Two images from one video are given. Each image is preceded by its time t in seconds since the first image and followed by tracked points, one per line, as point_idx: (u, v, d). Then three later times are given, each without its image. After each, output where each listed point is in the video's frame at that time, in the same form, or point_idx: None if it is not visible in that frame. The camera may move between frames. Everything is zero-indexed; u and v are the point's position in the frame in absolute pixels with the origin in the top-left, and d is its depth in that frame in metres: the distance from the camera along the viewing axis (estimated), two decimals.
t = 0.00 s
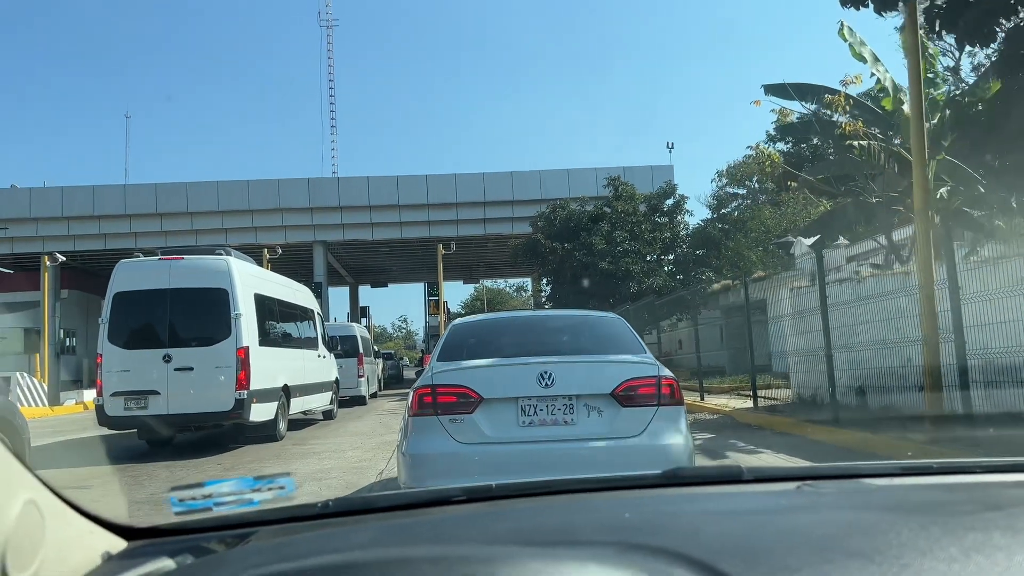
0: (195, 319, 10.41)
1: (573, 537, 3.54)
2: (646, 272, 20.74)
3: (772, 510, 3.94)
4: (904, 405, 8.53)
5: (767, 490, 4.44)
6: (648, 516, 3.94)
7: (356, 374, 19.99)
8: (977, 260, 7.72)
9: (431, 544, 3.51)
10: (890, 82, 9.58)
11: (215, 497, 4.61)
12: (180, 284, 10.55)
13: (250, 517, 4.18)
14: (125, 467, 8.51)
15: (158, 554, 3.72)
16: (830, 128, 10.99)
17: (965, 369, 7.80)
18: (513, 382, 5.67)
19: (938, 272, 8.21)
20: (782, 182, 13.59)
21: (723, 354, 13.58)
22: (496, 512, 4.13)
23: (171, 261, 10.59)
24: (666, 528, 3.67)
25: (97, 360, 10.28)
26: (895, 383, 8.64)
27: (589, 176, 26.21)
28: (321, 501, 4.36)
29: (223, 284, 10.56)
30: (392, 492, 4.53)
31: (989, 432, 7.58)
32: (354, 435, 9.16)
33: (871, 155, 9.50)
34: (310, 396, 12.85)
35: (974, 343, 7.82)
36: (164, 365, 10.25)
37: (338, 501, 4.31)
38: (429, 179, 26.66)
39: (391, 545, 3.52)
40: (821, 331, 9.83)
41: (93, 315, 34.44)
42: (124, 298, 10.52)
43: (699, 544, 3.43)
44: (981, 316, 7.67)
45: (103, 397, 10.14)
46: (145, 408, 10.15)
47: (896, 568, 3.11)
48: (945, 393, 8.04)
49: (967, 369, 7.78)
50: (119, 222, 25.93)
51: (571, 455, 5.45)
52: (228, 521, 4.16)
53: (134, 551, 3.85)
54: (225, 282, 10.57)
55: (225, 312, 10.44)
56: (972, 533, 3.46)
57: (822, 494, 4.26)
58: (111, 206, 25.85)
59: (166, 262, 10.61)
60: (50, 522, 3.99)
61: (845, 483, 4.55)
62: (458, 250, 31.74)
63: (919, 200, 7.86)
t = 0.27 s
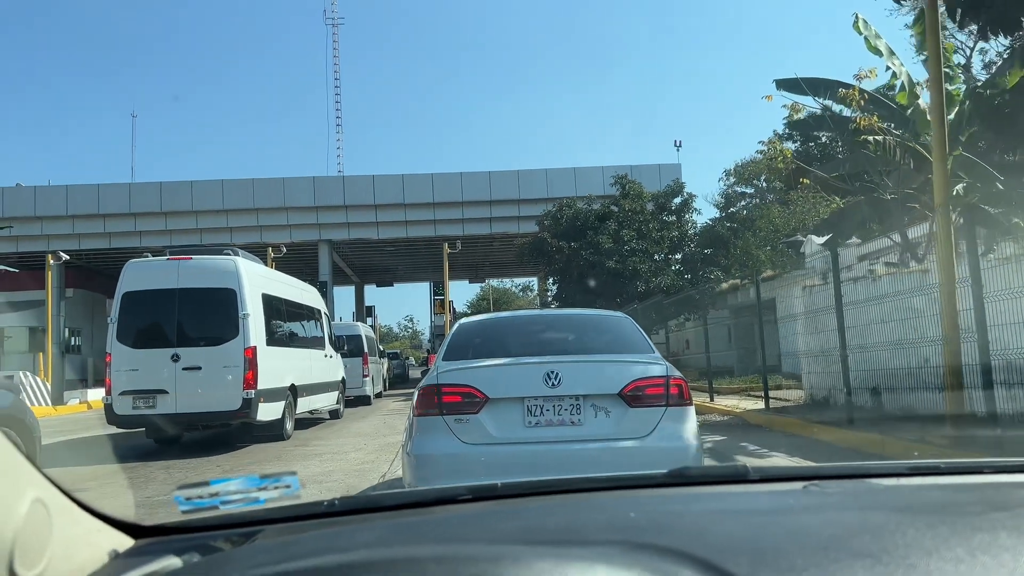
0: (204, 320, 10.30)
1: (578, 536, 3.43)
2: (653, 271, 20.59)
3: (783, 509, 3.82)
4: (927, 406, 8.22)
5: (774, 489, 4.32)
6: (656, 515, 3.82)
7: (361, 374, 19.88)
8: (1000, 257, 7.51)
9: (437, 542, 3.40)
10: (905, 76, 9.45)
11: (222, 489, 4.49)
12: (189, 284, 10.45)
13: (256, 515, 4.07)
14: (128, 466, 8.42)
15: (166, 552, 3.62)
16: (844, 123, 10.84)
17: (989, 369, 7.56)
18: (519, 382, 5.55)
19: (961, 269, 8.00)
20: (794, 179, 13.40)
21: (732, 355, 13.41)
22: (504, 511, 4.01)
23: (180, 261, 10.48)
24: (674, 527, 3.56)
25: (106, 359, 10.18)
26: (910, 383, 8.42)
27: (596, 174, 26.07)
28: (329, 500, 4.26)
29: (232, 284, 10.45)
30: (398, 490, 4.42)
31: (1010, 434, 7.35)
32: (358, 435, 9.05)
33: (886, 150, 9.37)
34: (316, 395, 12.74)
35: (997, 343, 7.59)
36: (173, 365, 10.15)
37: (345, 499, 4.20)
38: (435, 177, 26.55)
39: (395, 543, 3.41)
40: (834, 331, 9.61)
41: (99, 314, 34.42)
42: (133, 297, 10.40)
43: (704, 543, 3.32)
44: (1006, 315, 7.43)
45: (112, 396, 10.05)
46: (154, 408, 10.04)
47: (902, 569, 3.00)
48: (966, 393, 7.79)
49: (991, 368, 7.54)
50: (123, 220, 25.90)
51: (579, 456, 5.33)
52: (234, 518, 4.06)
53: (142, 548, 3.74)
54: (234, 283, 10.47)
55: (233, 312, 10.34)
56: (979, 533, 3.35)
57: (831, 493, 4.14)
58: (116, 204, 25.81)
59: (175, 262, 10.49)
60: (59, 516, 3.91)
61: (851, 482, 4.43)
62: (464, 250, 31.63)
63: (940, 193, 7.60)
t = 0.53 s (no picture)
0: (209, 320, 10.19)
1: (579, 534, 3.33)
2: (659, 271, 20.45)
3: (789, 507, 3.71)
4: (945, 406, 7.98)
5: (778, 486, 4.20)
6: (659, 513, 3.71)
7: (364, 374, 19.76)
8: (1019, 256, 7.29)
9: (437, 540, 3.29)
10: (917, 71, 9.31)
11: (223, 486, 4.30)
12: (194, 284, 10.34)
13: (256, 513, 3.96)
14: (128, 464, 8.32)
15: (168, 549, 3.51)
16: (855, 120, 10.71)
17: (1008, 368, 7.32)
18: (522, 382, 5.43)
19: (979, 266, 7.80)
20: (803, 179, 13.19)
21: (739, 355, 13.23)
22: (506, 509, 3.90)
23: (185, 261, 10.38)
24: (677, 525, 3.44)
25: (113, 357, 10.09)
26: (924, 384, 8.18)
27: (600, 173, 25.93)
28: (330, 498, 4.15)
29: (237, 284, 10.34)
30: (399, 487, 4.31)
31: None
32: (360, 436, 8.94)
33: (898, 146, 9.24)
34: (320, 395, 12.62)
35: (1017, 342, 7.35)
36: (177, 364, 10.02)
37: (347, 498, 4.09)
38: (438, 175, 26.41)
39: (393, 541, 3.30)
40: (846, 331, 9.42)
41: (101, 312, 34.38)
42: (138, 297, 10.31)
43: (705, 542, 3.21)
44: None
45: (117, 395, 9.95)
46: (159, 406, 9.95)
47: (903, 569, 2.89)
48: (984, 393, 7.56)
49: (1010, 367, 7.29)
50: (126, 219, 25.84)
51: (583, 457, 5.21)
52: (234, 516, 3.95)
53: (144, 545, 3.64)
54: (238, 283, 10.36)
55: (238, 312, 10.23)
56: (980, 532, 3.24)
57: (836, 491, 4.02)
58: (118, 202, 25.74)
59: (181, 262, 10.39)
60: (60, 508, 3.62)
61: (856, 479, 4.31)
62: (467, 249, 31.51)
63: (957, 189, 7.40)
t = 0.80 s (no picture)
0: (211, 320, 10.07)
1: (579, 532, 3.24)
2: (661, 270, 20.35)
3: (795, 505, 3.62)
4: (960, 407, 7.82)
5: (781, 485, 4.11)
6: (662, 511, 3.63)
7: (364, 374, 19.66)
8: None
9: (437, 538, 3.20)
10: (925, 66, 9.20)
11: (224, 482, 4.04)
12: (196, 284, 10.22)
13: (256, 510, 3.87)
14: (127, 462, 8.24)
15: (170, 547, 3.42)
16: (862, 117, 10.62)
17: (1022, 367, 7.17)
18: (523, 382, 5.34)
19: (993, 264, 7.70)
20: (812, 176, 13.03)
21: (742, 355, 13.09)
22: (507, 507, 3.82)
23: (187, 261, 10.26)
24: (680, 523, 3.36)
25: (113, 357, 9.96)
26: (936, 385, 8.04)
27: (602, 172, 25.83)
28: (331, 496, 4.07)
29: (238, 284, 10.22)
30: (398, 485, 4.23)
31: None
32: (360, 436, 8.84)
33: (906, 143, 9.21)
34: (322, 395, 12.53)
35: None
36: (180, 364, 9.92)
37: (349, 495, 4.01)
38: (439, 173, 26.31)
39: (392, 539, 3.22)
40: (852, 331, 9.30)
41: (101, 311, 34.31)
42: (141, 297, 10.20)
43: (709, 540, 3.12)
44: None
45: (119, 395, 9.84)
46: (161, 406, 9.86)
47: (905, 569, 2.81)
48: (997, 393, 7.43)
49: None
50: (126, 217, 25.76)
51: (584, 458, 5.12)
52: (232, 513, 3.87)
53: (147, 543, 3.56)
54: (240, 283, 10.23)
55: (239, 312, 10.11)
56: (982, 531, 3.16)
57: (842, 489, 3.94)
58: (118, 201, 25.66)
59: (182, 262, 10.28)
60: (62, 503, 3.48)
61: (861, 478, 4.22)
62: (468, 248, 31.41)
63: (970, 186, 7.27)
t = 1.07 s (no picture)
0: (212, 320, 9.95)
1: (577, 534, 3.15)
2: (661, 271, 20.27)
3: (798, 507, 3.54)
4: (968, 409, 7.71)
5: (784, 487, 4.03)
6: (663, 512, 3.55)
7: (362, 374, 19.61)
8: None
9: (432, 540, 3.12)
10: (931, 64, 9.12)
11: (218, 482, 3.99)
12: (196, 284, 10.10)
13: (251, 510, 3.79)
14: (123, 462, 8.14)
15: (165, 548, 3.34)
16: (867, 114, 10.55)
17: None
18: (521, 381, 5.25)
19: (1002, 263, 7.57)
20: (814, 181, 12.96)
21: (742, 355, 13.04)
22: (506, 508, 3.73)
23: (187, 262, 10.14)
24: (682, 525, 3.27)
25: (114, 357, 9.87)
26: (943, 388, 7.92)
27: (602, 172, 25.74)
28: (328, 496, 3.99)
29: (237, 284, 10.10)
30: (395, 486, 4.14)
31: None
32: (358, 437, 8.75)
33: (912, 141, 9.36)
34: (322, 395, 12.43)
35: None
36: (179, 364, 9.80)
37: (345, 496, 3.92)
38: (438, 173, 26.23)
39: (386, 541, 3.13)
40: (856, 332, 9.20)
41: (98, 311, 34.23)
42: (141, 297, 10.08)
43: (711, 543, 3.04)
44: None
45: (119, 395, 9.74)
46: (161, 406, 9.75)
47: (906, 571, 2.73)
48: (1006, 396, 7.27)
49: None
50: (124, 216, 25.70)
51: (582, 458, 5.04)
52: (227, 513, 3.78)
53: (142, 543, 3.47)
54: (239, 283, 10.11)
55: (238, 312, 9.98)
56: (985, 533, 3.06)
57: (846, 491, 3.85)
58: (116, 200, 25.57)
59: (182, 262, 10.16)
60: (52, 503, 3.42)
61: (865, 480, 4.13)
62: (468, 248, 31.33)
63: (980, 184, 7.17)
